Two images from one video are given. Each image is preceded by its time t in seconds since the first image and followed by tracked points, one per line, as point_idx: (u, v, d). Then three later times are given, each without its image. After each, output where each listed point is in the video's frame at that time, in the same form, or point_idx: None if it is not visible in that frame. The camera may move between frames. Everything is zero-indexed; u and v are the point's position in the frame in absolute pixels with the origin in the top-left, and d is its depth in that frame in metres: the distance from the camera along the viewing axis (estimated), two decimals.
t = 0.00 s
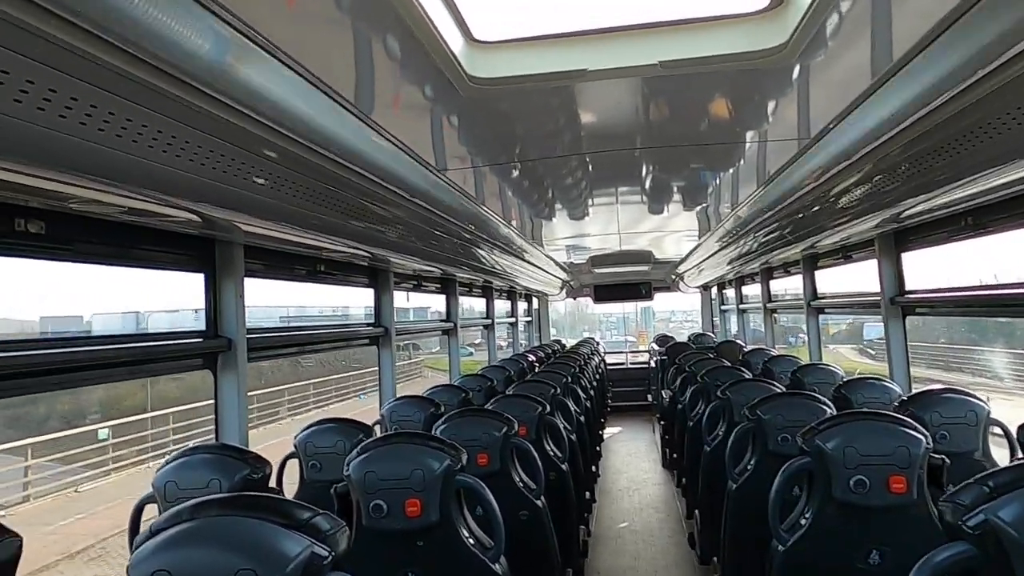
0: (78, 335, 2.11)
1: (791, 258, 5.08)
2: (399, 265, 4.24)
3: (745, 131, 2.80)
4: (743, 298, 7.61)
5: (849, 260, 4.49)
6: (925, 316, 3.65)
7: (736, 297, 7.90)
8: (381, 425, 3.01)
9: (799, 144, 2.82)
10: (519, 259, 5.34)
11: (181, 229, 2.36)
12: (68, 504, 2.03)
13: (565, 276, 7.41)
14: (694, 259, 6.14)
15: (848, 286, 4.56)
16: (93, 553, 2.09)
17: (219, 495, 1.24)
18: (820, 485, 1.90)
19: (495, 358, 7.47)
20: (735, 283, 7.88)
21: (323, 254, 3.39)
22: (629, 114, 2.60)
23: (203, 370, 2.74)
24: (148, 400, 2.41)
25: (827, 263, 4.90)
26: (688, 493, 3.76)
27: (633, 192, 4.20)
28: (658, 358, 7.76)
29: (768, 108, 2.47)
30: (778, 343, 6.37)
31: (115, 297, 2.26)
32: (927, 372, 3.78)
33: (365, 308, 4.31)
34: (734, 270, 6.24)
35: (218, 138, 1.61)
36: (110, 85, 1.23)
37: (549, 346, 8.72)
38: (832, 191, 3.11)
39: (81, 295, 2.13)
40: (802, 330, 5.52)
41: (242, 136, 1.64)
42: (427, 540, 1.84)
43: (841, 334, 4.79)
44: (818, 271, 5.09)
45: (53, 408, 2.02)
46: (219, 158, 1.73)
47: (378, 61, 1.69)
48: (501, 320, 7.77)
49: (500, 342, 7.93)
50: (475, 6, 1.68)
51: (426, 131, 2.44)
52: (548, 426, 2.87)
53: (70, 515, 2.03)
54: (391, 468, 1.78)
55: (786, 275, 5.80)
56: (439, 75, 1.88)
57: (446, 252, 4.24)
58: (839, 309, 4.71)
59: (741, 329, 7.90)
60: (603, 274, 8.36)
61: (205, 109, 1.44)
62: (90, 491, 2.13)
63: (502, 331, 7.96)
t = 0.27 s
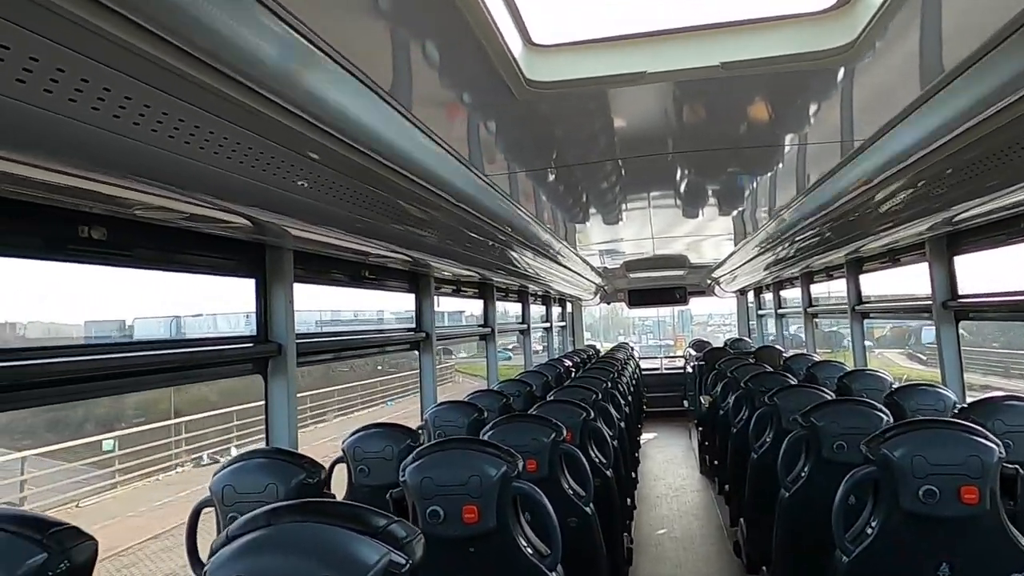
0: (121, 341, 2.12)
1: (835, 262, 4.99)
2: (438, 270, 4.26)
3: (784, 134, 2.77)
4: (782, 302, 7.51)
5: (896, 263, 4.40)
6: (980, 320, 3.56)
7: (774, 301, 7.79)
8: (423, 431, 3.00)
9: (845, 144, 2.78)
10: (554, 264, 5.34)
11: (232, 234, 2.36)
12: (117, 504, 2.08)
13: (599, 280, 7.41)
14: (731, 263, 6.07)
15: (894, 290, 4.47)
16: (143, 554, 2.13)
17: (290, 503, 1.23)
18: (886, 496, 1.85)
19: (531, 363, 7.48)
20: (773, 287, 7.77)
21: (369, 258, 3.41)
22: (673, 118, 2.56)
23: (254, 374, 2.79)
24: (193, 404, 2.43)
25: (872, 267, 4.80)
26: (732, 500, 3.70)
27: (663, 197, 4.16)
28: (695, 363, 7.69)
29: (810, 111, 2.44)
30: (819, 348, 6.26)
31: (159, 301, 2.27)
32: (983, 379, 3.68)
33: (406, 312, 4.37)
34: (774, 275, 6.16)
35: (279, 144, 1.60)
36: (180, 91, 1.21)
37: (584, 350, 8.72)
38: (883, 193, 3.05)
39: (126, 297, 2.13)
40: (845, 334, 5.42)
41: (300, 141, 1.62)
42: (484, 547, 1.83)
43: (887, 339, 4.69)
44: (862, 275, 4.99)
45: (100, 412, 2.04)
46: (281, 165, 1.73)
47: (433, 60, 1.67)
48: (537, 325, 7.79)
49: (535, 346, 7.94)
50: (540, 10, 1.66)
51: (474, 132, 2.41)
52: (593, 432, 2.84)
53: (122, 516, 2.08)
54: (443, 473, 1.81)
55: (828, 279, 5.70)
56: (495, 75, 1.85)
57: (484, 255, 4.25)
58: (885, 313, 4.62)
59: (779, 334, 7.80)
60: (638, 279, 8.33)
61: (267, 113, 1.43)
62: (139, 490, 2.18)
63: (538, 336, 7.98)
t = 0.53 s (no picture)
0: (161, 341, 2.10)
1: (882, 263, 4.90)
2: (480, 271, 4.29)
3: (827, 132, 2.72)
4: (824, 305, 7.38)
5: (948, 264, 4.30)
6: None
7: (815, 304, 7.67)
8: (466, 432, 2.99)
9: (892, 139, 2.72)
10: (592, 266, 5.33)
11: (281, 233, 2.37)
12: (174, 499, 2.13)
13: (636, 284, 7.39)
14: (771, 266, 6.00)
15: (946, 290, 4.38)
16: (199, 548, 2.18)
17: (367, 498, 1.23)
18: (959, 497, 1.79)
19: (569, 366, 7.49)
20: (814, 289, 7.64)
21: (418, 258, 3.42)
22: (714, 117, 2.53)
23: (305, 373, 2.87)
24: (239, 403, 2.44)
25: (921, 268, 4.70)
26: (779, 505, 3.65)
27: (696, 199, 4.13)
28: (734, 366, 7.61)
29: (854, 109, 2.41)
30: (864, 351, 6.14)
31: (199, 301, 2.25)
32: None
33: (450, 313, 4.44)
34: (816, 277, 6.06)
35: (331, 135, 1.61)
36: (229, 73, 1.21)
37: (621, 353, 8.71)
38: (937, 191, 2.99)
39: (174, 295, 2.14)
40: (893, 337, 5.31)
41: (348, 129, 1.61)
42: (544, 548, 1.80)
43: (938, 341, 4.59)
44: (911, 276, 4.89)
45: (151, 409, 2.07)
46: (333, 158, 1.74)
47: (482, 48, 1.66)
48: (574, 328, 7.80)
49: (573, 350, 7.95)
50: (604, 3, 1.64)
51: (527, 128, 2.38)
52: (641, 434, 2.81)
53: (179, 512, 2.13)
54: (506, 474, 1.79)
55: (874, 280, 5.60)
56: (550, 65, 1.81)
57: (525, 257, 4.25)
58: (935, 315, 4.52)
59: (820, 337, 7.67)
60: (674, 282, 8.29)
61: (315, 98, 1.42)
62: (195, 486, 2.24)
63: (574, 340, 7.98)
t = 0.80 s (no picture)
0: (218, 341, 2.12)
1: (930, 263, 4.80)
2: (522, 271, 4.30)
3: (869, 129, 2.66)
4: (865, 305, 7.25)
5: (1001, 263, 4.19)
6: None
7: (856, 305, 7.54)
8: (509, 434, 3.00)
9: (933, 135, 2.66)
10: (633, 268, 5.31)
11: (332, 232, 2.37)
12: (235, 496, 2.16)
13: (672, 285, 7.35)
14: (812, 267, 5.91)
15: (998, 290, 4.27)
16: (257, 547, 2.19)
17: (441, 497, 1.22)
18: None
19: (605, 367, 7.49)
20: (855, 290, 7.51)
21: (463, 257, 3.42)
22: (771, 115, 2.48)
23: (355, 373, 2.90)
24: (291, 403, 2.45)
25: (972, 267, 4.59)
26: (827, 509, 3.58)
27: (732, 199, 4.07)
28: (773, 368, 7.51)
29: (900, 106, 2.36)
30: (909, 353, 6.01)
31: (252, 300, 2.27)
32: None
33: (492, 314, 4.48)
34: (858, 278, 5.96)
35: (395, 135, 1.59)
36: (300, 71, 1.19)
37: (656, 355, 8.66)
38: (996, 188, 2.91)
39: (226, 294, 2.15)
40: (941, 339, 5.19)
41: (410, 129, 1.58)
42: (603, 551, 1.77)
43: (990, 343, 4.47)
44: (961, 276, 4.78)
45: (209, 405, 2.08)
46: (395, 158, 1.72)
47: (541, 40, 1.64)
48: (609, 330, 7.79)
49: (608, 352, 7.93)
50: None
51: (579, 124, 2.35)
52: (685, 436, 2.78)
53: (240, 509, 2.15)
54: (564, 474, 1.77)
55: (919, 281, 5.48)
56: (609, 55, 1.78)
57: (566, 258, 4.24)
58: (987, 316, 4.40)
59: (861, 339, 7.53)
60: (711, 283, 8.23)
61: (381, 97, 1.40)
62: (258, 485, 2.25)
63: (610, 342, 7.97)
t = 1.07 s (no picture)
0: (273, 343, 2.16)
1: (978, 263, 4.70)
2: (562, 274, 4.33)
3: (910, 126, 2.62)
4: (907, 306, 7.12)
5: None
6: None
7: (898, 306, 7.40)
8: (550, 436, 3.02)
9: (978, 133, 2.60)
10: (672, 270, 5.30)
11: (381, 236, 2.39)
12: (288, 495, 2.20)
13: (708, 286, 7.32)
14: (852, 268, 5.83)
15: None
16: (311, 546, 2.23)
17: (509, 501, 1.22)
18: None
19: (641, 369, 7.48)
20: (896, 291, 7.38)
21: (506, 259, 3.44)
22: (823, 114, 2.45)
23: (401, 375, 2.93)
24: (338, 404, 2.48)
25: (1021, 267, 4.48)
26: (873, 514, 3.54)
27: (768, 199, 4.02)
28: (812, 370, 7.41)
29: (944, 103, 2.32)
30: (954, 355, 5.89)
31: (302, 303, 2.31)
32: None
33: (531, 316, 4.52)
34: (900, 279, 5.86)
35: (456, 142, 1.57)
36: (371, 83, 1.18)
37: (690, 356, 8.63)
38: None
39: (276, 296, 2.18)
40: (989, 341, 5.07)
41: (469, 138, 1.58)
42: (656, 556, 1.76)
43: None
44: (1010, 276, 4.67)
45: (261, 406, 2.11)
46: (453, 165, 1.71)
47: (596, 39, 1.63)
48: (644, 332, 7.78)
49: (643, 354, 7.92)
50: None
51: (627, 125, 2.33)
52: (727, 439, 2.77)
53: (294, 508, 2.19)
54: (618, 478, 1.78)
55: (965, 281, 5.37)
56: (664, 54, 1.75)
57: (606, 262, 4.24)
58: None
59: (903, 341, 7.40)
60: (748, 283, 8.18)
61: (444, 105, 1.37)
62: (299, 480, 2.31)
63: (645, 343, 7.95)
